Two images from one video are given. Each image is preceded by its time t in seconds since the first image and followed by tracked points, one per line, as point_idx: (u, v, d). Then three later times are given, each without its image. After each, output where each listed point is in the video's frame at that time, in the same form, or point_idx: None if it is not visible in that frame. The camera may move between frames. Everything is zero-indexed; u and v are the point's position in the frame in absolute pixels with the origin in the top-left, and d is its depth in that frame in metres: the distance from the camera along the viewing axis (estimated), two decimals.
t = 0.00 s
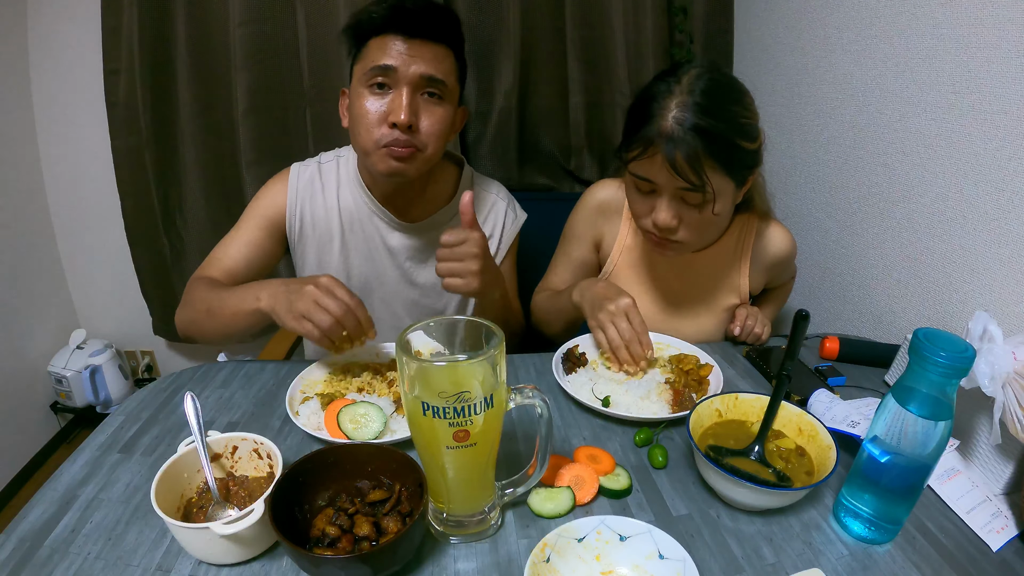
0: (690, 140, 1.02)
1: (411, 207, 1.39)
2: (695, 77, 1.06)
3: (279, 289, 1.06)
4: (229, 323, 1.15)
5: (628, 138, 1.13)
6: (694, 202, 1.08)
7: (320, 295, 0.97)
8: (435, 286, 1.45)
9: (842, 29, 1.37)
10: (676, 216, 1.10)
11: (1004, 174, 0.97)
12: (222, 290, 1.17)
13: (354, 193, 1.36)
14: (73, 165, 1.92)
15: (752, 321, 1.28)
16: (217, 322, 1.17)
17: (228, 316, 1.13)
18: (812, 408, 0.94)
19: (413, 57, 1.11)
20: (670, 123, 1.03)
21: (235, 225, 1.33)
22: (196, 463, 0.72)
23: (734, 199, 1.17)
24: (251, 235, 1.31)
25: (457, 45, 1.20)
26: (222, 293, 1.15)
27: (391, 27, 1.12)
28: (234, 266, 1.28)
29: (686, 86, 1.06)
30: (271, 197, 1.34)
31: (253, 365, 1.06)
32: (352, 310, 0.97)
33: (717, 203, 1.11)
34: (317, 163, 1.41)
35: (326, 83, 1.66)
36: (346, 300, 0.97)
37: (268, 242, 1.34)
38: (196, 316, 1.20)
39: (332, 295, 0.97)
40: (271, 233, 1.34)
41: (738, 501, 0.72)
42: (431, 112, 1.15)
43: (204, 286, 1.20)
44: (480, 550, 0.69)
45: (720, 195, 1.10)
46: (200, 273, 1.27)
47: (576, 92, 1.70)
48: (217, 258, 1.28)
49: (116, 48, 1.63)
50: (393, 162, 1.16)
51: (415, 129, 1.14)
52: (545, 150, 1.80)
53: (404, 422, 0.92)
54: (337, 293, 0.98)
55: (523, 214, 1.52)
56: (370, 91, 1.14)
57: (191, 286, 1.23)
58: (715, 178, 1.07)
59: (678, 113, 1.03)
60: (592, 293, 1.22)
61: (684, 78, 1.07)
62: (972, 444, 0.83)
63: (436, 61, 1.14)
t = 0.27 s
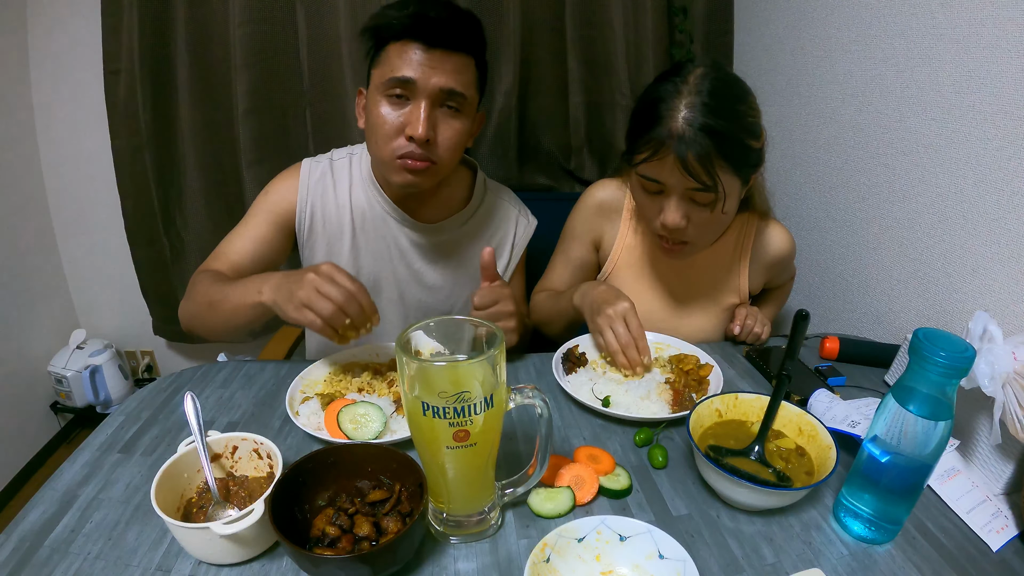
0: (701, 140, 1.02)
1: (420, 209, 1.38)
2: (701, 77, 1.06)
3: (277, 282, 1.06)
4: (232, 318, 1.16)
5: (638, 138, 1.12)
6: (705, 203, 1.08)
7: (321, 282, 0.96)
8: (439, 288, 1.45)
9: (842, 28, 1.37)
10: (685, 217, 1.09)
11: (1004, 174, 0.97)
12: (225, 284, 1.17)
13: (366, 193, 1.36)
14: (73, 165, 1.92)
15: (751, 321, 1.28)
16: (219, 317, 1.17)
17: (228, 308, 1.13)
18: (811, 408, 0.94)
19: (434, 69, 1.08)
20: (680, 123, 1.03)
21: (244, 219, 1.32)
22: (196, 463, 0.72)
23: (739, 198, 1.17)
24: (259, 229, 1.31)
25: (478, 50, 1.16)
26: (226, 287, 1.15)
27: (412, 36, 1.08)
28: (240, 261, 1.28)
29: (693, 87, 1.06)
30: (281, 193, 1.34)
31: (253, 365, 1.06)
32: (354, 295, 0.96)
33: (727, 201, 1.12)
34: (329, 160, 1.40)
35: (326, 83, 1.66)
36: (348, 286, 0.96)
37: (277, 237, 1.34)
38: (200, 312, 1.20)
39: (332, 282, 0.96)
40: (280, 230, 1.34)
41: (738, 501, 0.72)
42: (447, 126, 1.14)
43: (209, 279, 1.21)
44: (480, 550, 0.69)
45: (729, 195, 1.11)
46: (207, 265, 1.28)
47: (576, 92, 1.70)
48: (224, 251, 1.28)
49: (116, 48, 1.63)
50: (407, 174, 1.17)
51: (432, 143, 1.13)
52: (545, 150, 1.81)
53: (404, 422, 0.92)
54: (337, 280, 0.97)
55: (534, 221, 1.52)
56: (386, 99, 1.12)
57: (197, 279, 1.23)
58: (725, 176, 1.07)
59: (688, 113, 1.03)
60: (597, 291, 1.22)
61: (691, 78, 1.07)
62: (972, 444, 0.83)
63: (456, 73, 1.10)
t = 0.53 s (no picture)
0: (713, 144, 1.01)
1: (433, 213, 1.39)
2: (710, 78, 1.07)
3: (285, 292, 1.06)
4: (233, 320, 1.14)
5: (649, 139, 1.12)
6: (716, 206, 1.09)
7: (330, 321, 0.98)
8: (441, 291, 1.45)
9: (842, 29, 1.37)
10: (695, 218, 1.09)
11: (1004, 175, 0.97)
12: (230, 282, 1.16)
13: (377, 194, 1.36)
14: (74, 165, 1.92)
15: (752, 321, 1.28)
16: (218, 313, 1.16)
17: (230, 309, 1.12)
18: (811, 408, 0.94)
19: (440, 91, 1.04)
20: (692, 127, 1.03)
21: (250, 211, 1.32)
22: (196, 464, 0.72)
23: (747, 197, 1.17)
24: (265, 223, 1.30)
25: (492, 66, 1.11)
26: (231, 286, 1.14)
27: (422, 55, 1.04)
28: (244, 254, 1.27)
29: (703, 89, 1.06)
30: (290, 188, 1.34)
31: (253, 365, 1.06)
32: (359, 340, 0.99)
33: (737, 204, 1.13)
34: (340, 157, 1.40)
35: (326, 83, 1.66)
36: (355, 330, 1.00)
37: (284, 232, 1.33)
38: (198, 302, 1.19)
39: (343, 324, 0.99)
40: (285, 225, 1.33)
41: (738, 502, 0.72)
42: (451, 148, 1.12)
43: (212, 270, 1.20)
44: (480, 550, 0.69)
45: (739, 198, 1.12)
46: (211, 256, 1.27)
47: (576, 92, 1.70)
48: (228, 243, 1.27)
49: (117, 48, 1.63)
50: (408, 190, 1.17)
51: (433, 166, 1.11)
52: (545, 150, 1.81)
53: (404, 422, 0.92)
54: (346, 322, 1.00)
55: (542, 228, 1.51)
56: (392, 116, 1.10)
57: (200, 268, 1.23)
58: (736, 178, 1.07)
59: (699, 116, 1.04)
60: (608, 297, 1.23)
61: (700, 80, 1.07)
62: (972, 444, 0.83)
63: (464, 96, 1.06)
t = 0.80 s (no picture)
0: (719, 137, 1.02)
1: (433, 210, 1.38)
2: (712, 74, 1.07)
3: (273, 275, 1.04)
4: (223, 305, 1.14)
5: (651, 136, 1.11)
6: (721, 199, 1.09)
7: (302, 332, 0.95)
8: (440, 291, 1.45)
9: (842, 28, 1.37)
10: (699, 213, 1.09)
11: (1004, 174, 0.97)
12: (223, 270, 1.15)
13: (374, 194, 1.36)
14: (73, 165, 1.92)
15: (752, 321, 1.28)
16: (208, 301, 1.17)
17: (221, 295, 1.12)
18: (811, 408, 0.94)
19: (428, 92, 1.04)
20: (698, 122, 1.03)
21: (247, 207, 1.32)
22: (196, 463, 0.72)
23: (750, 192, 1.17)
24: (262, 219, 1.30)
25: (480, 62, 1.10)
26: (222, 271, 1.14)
27: (405, 57, 1.03)
28: (239, 248, 1.26)
29: (708, 84, 1.06)
30: (287, 186, 1.33)
31: (253, 365, 1.06)
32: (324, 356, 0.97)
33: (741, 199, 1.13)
34: (337, 157, 1.40)
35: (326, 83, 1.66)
36: (325, 343, 0.97)
37: (279, 229, 1.33)
38: (193, 293, 1.19)
39: (313, 336, 0.96)
40: (282, 222, 1.33)
41: (738, 501, 0.72)
42: (444, 147, 1.12)
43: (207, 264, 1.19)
44: (480, 550, 0.69)
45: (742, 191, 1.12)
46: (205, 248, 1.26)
47: (577, 92, 1.70)
48: (223, 237, 1.26)
49: (117, 48, 1.63)
50: (407, 192, 1.19)
51: (428, 166, 1.11)
52: (545, 150, 1.81)
53: (404, 422, 0.92)
54: (319, 334, 0.96)
55: (542, 227, 1.50)
56: (381, 120, 1.09)
57: (194, 261, 1.22)
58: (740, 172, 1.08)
59: (705, 112, 1.03)
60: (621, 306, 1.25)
61: (703, 76, 1.07)
62: (972, 444, 0.83)
63: (452, 95, 1.05)
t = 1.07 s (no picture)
0: (719, 131, 1.02)
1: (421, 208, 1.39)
2: (712, 70, 1.07)
3: (304, 297, 1.08)
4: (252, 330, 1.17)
5: (651, 131, 1.11)
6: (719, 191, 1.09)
7: (348, 328, 1.00)
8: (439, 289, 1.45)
9: (842, 28, 1.37)
10: (699, 205, 1.09)
11: (1004, 174, 0.97)
12: (241, 293, 1.17)
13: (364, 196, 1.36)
14: (73, 165, 1.92)
15: (752, 321, 1.28)
16: (233, 326, 1.18)
17: (251, 321, 1.14)
18: (811, 408, 0.94)
19: (403, 88, 1.04)
20: (698, 116, 1.02)
21: (244, 219, 1.32)
22: (196, 463, 0.72)
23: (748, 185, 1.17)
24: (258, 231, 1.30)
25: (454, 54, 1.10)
26: (246, 294, 1.16)
27: (377, 56, 1.03)
28: (242, 263, 1.27)
29: (707, 80, 1.06)
30: (280, 194, 1.33)
31: (253, 365, 1.06)
32: (373, 349, 1.01)
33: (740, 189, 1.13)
34: (327, 161, 1.39)
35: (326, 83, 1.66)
36: (371, 338, 1.01)
37: (277, 239, 1.33)
38: (205, 316, 1.20)
39: (359, 333, 1.00)
40: (279, 231, 1.33)
41: (738, 501, 0.72)
42: (426, 140, 1.12)
43: (212, 284, 1.21)
44: (480, 550, 0.69)
45: (740, 185, 1.12)
46: (208, 268, 1.27)
47: (576, 92, 1.70)
48: (224, 253, 1.27)
49: (117, 48, 1.63)
50: (394, 189, 1.18)
51: (411, 161, 1.12)
52: (545, 150, 1.81)
53: (404, 422, 0.92)
54: (362, 331, 1.01)
55: (535, 221, 1.50)
56: (361, 120, 1.09)
57: (199, 281, 1.23)
58: (738, 165, 1.08)
59: (704, 105, 1.03)
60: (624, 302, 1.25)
61: (703, 72, 1.07)
62: (972, 444, 0.83)
63: (428, 89, 1.05)
